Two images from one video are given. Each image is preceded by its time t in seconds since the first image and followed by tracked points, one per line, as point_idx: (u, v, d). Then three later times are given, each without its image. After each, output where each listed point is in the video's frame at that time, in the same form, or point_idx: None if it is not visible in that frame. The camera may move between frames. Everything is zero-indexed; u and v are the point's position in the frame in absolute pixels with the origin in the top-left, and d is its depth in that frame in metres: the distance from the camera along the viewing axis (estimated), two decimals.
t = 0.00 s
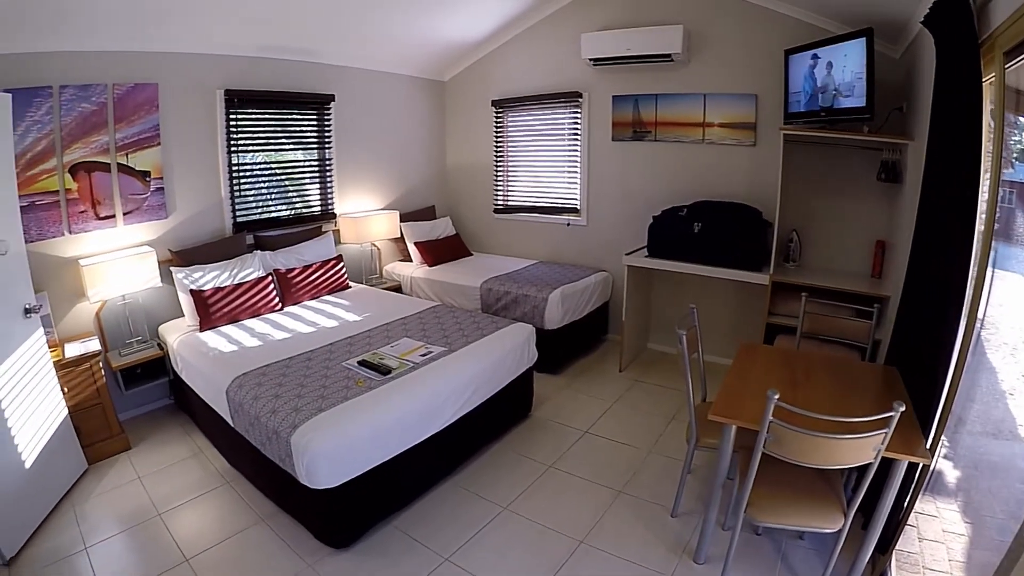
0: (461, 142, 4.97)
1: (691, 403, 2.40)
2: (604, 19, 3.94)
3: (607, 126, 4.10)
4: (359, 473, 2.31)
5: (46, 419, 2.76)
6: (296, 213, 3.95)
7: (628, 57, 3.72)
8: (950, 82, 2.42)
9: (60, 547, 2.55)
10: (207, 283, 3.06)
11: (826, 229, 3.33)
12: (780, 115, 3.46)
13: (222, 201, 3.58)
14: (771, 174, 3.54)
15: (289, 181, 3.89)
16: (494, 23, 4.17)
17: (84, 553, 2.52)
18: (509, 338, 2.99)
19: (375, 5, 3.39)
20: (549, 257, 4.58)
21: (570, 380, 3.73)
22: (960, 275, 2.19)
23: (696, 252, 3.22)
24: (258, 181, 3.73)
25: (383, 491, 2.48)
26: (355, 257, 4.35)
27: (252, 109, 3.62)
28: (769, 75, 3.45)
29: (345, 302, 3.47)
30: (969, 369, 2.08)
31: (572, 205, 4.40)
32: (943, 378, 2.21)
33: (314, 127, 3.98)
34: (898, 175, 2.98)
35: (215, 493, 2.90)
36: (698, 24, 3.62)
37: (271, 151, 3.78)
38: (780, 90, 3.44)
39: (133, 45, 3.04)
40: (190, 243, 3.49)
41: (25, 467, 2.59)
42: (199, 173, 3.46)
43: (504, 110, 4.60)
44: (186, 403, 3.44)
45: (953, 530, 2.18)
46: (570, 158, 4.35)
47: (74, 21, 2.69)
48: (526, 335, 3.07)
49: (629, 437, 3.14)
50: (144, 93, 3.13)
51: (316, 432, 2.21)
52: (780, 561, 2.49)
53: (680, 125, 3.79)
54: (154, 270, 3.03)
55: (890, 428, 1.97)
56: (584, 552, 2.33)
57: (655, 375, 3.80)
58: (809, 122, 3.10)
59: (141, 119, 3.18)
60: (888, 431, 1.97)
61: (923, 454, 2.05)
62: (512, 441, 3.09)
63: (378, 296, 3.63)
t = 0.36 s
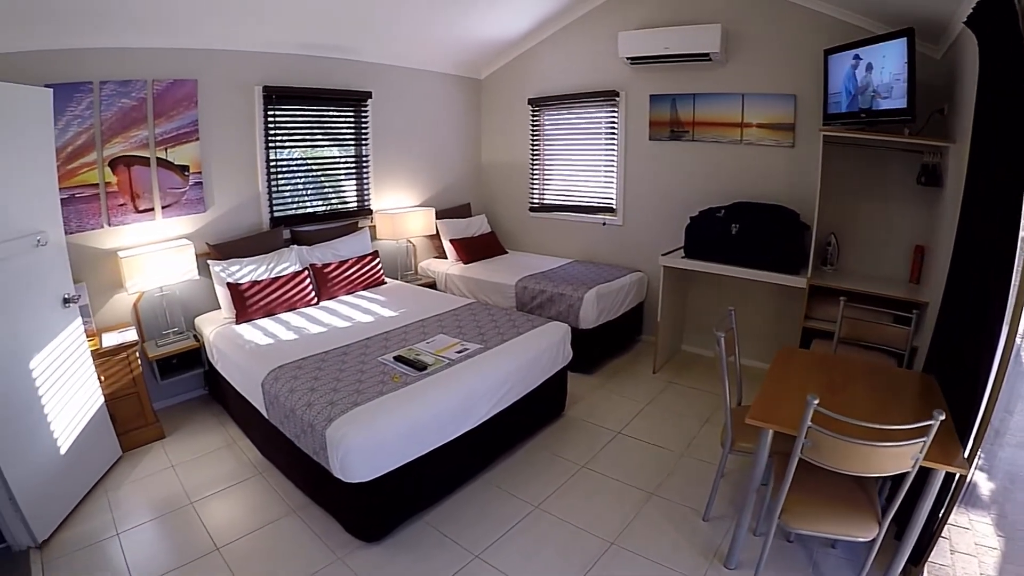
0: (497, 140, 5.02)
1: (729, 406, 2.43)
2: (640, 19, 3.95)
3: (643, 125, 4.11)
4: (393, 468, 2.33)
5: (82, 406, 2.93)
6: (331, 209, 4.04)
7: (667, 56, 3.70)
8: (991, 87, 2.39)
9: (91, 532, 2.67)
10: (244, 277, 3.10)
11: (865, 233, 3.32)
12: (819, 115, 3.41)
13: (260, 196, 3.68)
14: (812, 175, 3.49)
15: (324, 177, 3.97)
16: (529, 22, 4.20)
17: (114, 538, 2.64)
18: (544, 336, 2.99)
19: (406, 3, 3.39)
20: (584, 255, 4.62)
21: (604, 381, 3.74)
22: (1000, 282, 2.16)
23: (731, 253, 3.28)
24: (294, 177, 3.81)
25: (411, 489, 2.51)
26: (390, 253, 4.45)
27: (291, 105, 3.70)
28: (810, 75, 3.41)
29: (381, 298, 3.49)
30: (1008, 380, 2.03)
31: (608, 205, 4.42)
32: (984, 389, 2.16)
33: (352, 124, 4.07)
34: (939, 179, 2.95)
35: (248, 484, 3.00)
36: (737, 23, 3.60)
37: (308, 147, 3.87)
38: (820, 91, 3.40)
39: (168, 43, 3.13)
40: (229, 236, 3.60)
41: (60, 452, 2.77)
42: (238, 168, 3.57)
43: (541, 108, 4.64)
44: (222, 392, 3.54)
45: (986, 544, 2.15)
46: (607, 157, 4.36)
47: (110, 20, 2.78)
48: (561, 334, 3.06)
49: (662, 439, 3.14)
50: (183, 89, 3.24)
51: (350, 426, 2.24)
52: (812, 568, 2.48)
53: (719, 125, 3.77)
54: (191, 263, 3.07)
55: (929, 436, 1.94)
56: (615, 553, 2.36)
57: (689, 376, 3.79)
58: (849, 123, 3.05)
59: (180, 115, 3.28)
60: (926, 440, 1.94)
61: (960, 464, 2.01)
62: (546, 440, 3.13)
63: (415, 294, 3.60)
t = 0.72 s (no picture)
0: (536, 138, 5.10)
1: (769, 408, 2.49)
2: (679, 18, 3.98)
3: (683, 124, 4.14)
4: (428, 463, 2.38)
5: (119, 394, 3.06)
6: (369, 204, 4.17)
7: (708, 54, 3.72)
8: None
9: (125, 517, 2.79)
10: (282, 270, 3.17)
11: (907, 237, 3.29)
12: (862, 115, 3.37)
13: (299, 190, 3.83)
14: (856, 175, 3.44)
15: (363, 173, 4.10)
16: (567, 21, 4.25)
17: (148, 523, 2.74)
18: (582, 336, 2.99)
19: None
20: (622, 254, 4.67)
21: (640, 381, 3.78)
22: None
23: (768, 254, 3.39)
24: (332, 172, 3.95)
25: (437, 485, 2.52)
26: (429, 248, 4.58)
27: (329, 101, 3.82)
28: (852, 75, 3.38)
29: (418, 294, 3.53)
30: None
31: (647, 204, 4.46)
32: None
33: (391, 120, 4.19)
34: (983, 183, 2.91)
35: (282, 473, 3.07)
36: (778, 20, 3.59)
37: (345, 143, 3.98)
38: (862, 92, 3.36)
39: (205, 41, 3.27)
40: (269, 228, 3.75)
41: (98, 438, 2.90)
42: (279, 164, 3.71)
43: (580, 106, 4.72)
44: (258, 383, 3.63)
45: None
46: (647, 156, 4.41)
47: (147, 14, 2.89)
48: (599, 334, 3.06)
49: (697, 442, 3.16)
50: (224, 85, 3.38)
51: (388, 420, 2.29)
52: None
53: (760, 125, 3.76)
54: (231, 256, 3.12)
55: (971, 447, 1.90)
56: (648, 555, 2.38)
57: (725, 379, 3.80)
58: (892, 124, 3.02)
59: (222, 110, 3.43)
60: (968, 450, 1.90)
61: (1002, 476, 1.96)
62: (582, 440, 3.19)
63: (451, 290, 3.63)
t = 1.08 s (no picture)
0: (577, 135, 5.16)
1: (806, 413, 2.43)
2: (719, 17, 4.00)
3: (723, 125, 4.15)
4: (463, 458, 2.44)
5: (158, 382, 3.13)
6: (407, 199, 4.26)
7: (749, 53, 3.73)
8: None
9: (159, 502, 2.87)
10: (321, 263, 3.29)
11: (950, 243, 3.26)
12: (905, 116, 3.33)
13: (339, 185, 3.94)
14: (896, 178, 3.41)
15: (401, 168, 4.18)
16: (607, 19, 4.27)
17: (182, 509, 2.81)
18: (619, 335, 3.00)
19: None
20: (660, 255, 4.70)
21: (677, 381, 3.84)
22: None
23: (812, 258, 3.45)
24: (371, 167, 4.04)
25: (466, 481, 2.53)
26: (468, 245, 4.68)
27: (369, 98, 3.92)
28: (894, 75, 3.34)
29: (456, 290, 3.61)
30: None
31: (686, 204, 4.48)
32: None
33: (432, 116, 4.28)
34: None
35: (318, 464, 3.13)
36: (818, 19, 3.57)
37: (384, 139, 4.06)
38: (904, 93, 3.32)
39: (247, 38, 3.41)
40: (308, 222, 3.88)
41: (137, 424, 2.98)
42: (320, 158, 3.82)
43: (620, 104, 4.75)
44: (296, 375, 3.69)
45: None
46: (687, 155, 4.43)
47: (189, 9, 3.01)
48: (638, 334, 3.08)
49: (732, 445, 3.18)
50: (266, 81, 3.50)
51: (425, 415, 2.34)
52: None
53: (803, 125, 3.73)
54: (271, 249, 3.17)
55: (1013, 459, 1.88)
56: (679, 558, 2.39)
57: (762, 384, 3.82)
58: (934, 126, 2.98)
59: (264, 105, 3.54)
60: (1010, 463, 1.88)
61: None
62: (618, 440, 3.23)
63: (487, 287, 3.71)
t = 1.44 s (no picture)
0: (616, 134, 5.16)
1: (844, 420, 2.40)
2: (761, 16, 3.97)
3: (763, 127, 4.12)
4: (498, 455, 2.45)
5: (195, 371, 3.20)
6: (445, 196, 4.30)
7: (790, 53, 3.70)
8: None
9: (192, 490, 2.92)
10: (360, 258, 3.47)
11: (993, 250, 3.19)
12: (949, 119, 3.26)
13: (378, 181, 3.99)
14: (939, 182, 3.35)
15: (439, 165, 4.23)
16: (648, 17, 4.26)
17: (216, 497, 2.87)
18: (654, 339, 3.01)
19: None
20: (699, 256, 4.67)
21: (712, 384, 3.83)
22: None
23: (852, 262, 3.41)
24: (409, 164, 4.09)
25: (496, 479, 2.55)
26: (505, 243, 4.73)
27: (408, 95, 3.97)
28: (938, 77, 3.27)
29: (494, 288, 3.70)
30: None
31: (725, 205, 4.45)
32: None
33: (471, 114, 4.33)
34: None
35: (352, 456, 3.17)
36: (860, 19, 3.51)
37: (423, 136, 4.11)
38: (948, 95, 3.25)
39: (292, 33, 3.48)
40: (346, 218, 3.93)
41: (174, 413, 3.04)
42: (360, 154, 3.88)
43: (659, 104, 4.74)
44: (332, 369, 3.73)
45: None
46: (727, 156, 4.40)
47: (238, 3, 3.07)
48: (674, 336, 3.09)
49: (767, 450, 3.16)
50: (308, 77, 3.57)
51: (462, 411, 2.37)
52: None
53: (844, 127, 3.68)
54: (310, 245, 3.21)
55: None
56: (709, 562, 2.38)
57: (798, 390, 3.79)
58: (978, 130, 2.91)
59: (305, 101, 3.61)
60: None
61: None
62: (652, 443, 3.23)
63: (525, 282, 3.84)
